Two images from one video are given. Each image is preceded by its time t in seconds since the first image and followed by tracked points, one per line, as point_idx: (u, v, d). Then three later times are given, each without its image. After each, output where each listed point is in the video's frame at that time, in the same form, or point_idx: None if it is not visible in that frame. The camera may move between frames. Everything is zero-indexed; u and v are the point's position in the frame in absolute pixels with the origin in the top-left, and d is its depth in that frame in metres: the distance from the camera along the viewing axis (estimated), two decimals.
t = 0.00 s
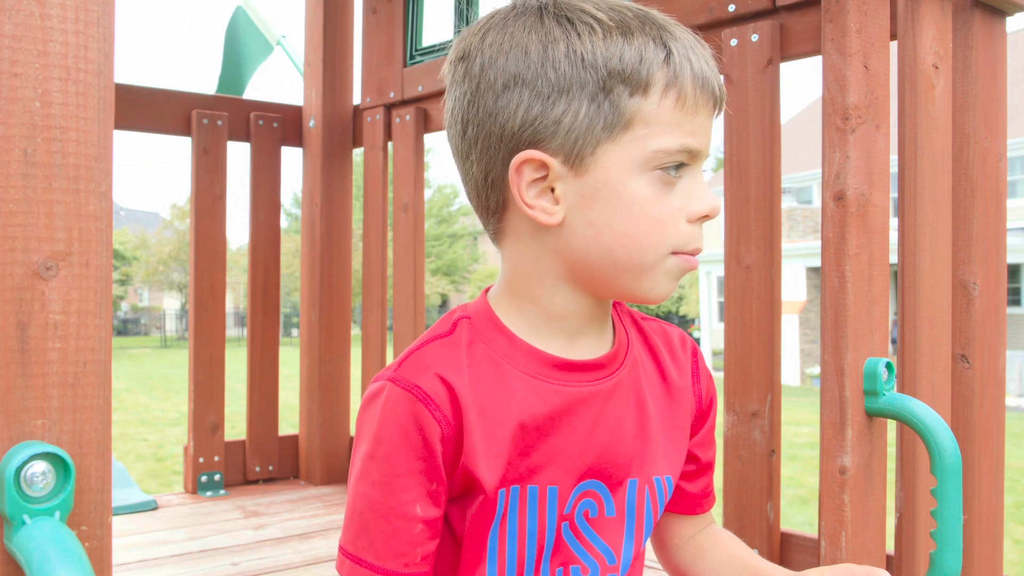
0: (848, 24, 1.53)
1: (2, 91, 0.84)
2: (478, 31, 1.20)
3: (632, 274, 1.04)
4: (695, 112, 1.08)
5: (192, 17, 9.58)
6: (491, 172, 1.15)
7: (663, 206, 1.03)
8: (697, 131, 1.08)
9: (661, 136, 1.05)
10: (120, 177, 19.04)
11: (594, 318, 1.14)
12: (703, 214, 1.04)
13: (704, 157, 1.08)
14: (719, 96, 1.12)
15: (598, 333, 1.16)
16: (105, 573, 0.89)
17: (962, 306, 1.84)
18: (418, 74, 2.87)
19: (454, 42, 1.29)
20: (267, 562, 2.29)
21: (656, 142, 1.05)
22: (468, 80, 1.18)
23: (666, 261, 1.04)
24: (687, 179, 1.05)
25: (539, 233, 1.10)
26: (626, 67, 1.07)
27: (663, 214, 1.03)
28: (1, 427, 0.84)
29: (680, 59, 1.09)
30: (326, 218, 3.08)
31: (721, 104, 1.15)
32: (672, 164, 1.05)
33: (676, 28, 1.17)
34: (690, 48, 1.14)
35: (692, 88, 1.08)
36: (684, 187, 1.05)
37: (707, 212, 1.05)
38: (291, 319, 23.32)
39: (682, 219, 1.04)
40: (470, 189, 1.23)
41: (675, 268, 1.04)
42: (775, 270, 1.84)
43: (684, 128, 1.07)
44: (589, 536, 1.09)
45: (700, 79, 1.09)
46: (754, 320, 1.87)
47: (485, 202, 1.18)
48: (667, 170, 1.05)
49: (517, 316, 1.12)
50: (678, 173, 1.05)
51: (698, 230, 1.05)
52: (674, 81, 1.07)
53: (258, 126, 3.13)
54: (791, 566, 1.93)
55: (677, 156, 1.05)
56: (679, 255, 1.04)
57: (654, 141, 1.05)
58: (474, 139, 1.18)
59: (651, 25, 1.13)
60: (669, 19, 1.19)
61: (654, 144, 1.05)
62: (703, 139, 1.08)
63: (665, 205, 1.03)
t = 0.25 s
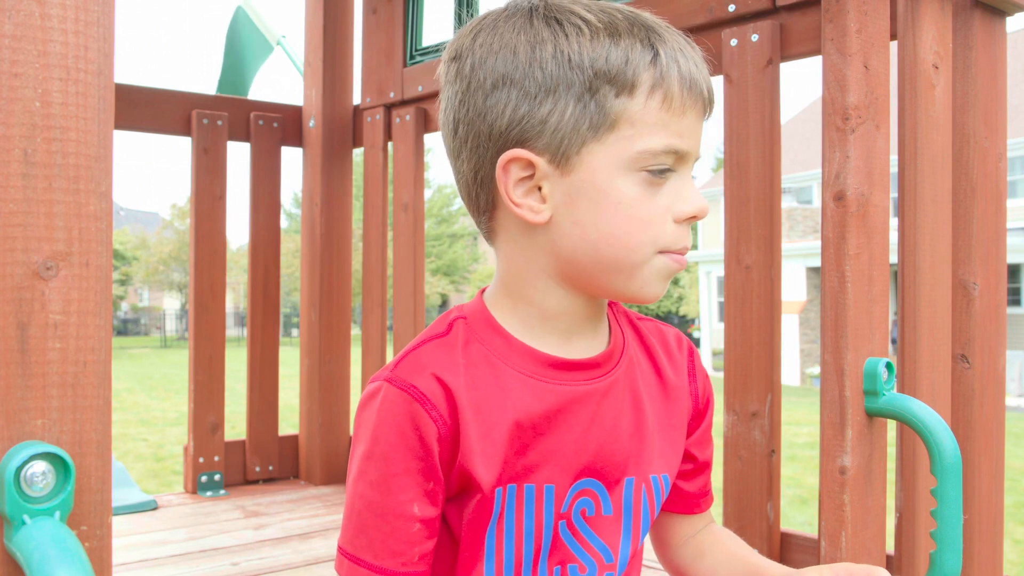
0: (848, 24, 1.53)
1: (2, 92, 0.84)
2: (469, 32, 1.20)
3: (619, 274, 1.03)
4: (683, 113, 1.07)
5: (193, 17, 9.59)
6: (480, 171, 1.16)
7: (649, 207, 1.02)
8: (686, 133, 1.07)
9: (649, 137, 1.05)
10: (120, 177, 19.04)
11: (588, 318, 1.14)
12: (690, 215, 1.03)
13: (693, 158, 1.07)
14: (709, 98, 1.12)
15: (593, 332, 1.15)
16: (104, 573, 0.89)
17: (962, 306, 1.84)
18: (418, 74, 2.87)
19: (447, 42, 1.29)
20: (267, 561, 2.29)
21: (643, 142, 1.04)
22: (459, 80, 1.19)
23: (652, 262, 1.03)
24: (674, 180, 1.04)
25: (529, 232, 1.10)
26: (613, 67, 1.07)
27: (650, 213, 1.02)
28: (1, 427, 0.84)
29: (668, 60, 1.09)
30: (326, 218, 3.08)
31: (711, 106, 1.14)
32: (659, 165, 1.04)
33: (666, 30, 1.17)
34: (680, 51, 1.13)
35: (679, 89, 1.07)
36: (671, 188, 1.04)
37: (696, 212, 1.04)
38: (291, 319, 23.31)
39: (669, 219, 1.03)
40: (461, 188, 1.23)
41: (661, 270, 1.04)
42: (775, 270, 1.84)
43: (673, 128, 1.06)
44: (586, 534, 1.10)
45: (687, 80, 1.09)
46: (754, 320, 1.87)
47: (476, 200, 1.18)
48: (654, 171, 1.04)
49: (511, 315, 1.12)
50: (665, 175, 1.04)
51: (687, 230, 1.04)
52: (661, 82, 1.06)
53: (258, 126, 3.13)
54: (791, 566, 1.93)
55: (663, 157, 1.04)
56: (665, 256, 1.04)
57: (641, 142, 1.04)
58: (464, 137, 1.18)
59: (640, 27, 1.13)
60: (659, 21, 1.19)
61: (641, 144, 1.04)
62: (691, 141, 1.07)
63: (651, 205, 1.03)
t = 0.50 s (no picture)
0: (848, 24, 1.53)
1: (2, 92, 0.84)
2: (461, 31, 1.21)
3: (606, 268, 1.03)
4: (670, 109, 1.07)
5: (193, 17, 9.59)
6: (471, 167, 1.17)
7: (636, 202, 1.02)
8: (675, 129, 1.06)
9: (636, 133, 1.04)
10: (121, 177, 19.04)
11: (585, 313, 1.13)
12: (679, 210, 1.02)
13: (682, 155, 1.06)
14: (698, 94, 1.11)
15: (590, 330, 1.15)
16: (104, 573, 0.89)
17: (962, 306, 1.84)
18: (418, 74, 2.87)
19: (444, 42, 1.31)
20: (267, 562, 2.29)
21: (629, 137, 1.04)
22: (451, 79, 1.20)
23: (640, 258, 1.02)
24: (662, 177, 1.03)
25: (518, 227, 1.10)
26: (597, 63, 1.07)
27: (637, 208, 1.02)
28: (1, 427, 0.84)
29: (654, 56, 1.08)
30: (326, 218, 3.08)
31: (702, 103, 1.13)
32: (647, 161, 1.03)
33: (656, 27, 1.16)
34: (668, 48, 1.13)
35: (665, 85, 1.07)
36: (659, 184, 1.03)
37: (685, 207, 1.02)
38: (291, 319, 23.31)
39: (657, 214, 1.02)
40: (455, 185, 1.24)
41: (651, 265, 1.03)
42: (775, 270, 1.84)
43: (660, 124, 1.05)
44: (585, 532, 1.10)
45: (674, 76, 1.08)
46: (754, 319, 1.87)
47: (468, 196, 1.19)
48: (641, 167, 1.03)
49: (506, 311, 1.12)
50: (652, 170, 1.04)
51: (676, 226, 1.03)
52: (645, 77, 1.06)
53: (258, 126, 3.13)
54: (791, 566, 1.93)
55: (649, 153, 1.04)
56: (653, 251, 1.03)
57: (627, 137, 1.04)
58: (455, 134, 1.19)
59: (628, 25, 1.13)
60: (650, 18, 1.19)
61: (627, 140, 1.04)
62: (681, 136, 1.06)
63: (638, 200, 1.02)
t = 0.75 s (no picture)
0: (848, 24, 1.53)
1: (2, 91, 0.84)
2: (462, 30, 1.22)
3: (598, 272, 1.02)
4: (665, 112, 1.05)
5: (193, 17, 9.60)
6: (468, 165, 1.17)
7: (628, 207, 1.01)
8: (670, 134, 1.04)
9: (629, 136, 1.03)
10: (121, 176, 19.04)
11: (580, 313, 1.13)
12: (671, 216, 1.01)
13: (677, 160, 1.04)
14: (696, 99, 1.09)
15: (588, 331, 1.15)
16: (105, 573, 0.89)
17: (962, 306, 1.84)
18: (419, 74, 2.87)
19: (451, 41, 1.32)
20: (267, 562, 2.29)
21: (621, 140, 1.03)
22: (452, 77, 1.21)
23: (630, 263, 1.01)
24: (656, 181, 1.02)
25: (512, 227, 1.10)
26: (591, 65, 1.06)
27: (629, 213, 1.01)
28: (1, 427, 0.84)
29: (650, 60, 1.07)
30: (326, 218, 3.08)
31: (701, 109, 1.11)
32: (639, 166, 1.02)
33: (657, 32, 1.15)
34: (668, 52, 1.11)
35: (660, 88, 1.05)
36: (652, 190, 1.02)
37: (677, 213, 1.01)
38: (291, 319, 23.29)
39: (649, 219, 1.01)
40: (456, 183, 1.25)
41: (644, 270, 1.02)
42: (775, 270, 1.84)
43: (653, 128, 1.04)
44: (584, 532, 1.10)
45: (670, 79, 1.07)
46: (754, 318, 1.87)
47: (466, 194, 1.20)
48: (633, 172, 1.02)
49: (506, 312, 1.12)
50: (646, 174, 1.02)
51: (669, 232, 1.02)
52: (639, 79, 1.05)
53: (258, 126, 3.13)
54: (791, 566, 1.93)
55: (643, 157, 1.02)
56: (643, 256, 1.02)
57: (619, 139, 1.03)
58: (455, 133, 1.20)
59: (628, 28, 1.12)
60: (652, 21, 1.17)
61: (619, 143, 1.03)
62: (676, 141, 1.04)
63: (630, 205, 1.01)
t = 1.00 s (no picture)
0: (848, 24, 1.53)
1: (2, 91, 0.84)
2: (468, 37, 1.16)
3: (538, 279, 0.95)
4: (597, 112, 0.92)
5: (193, 18, 9.61)
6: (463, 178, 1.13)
7: (559, 209, 0.91)
8: (601, 133, 0.92)
9: (554, 138, 0.93)
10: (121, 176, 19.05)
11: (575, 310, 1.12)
12: (607, 219, 0.90)
13: (617, 159, 0.92)
14: (637, 90, 0.93)
15: (586, 331, 1.14)
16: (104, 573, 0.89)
17: (962, 306, 1.84)
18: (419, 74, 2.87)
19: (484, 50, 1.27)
20: (267, 562, 2.29)
21: (544, 146, 0.93)
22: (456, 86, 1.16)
23: (567, 268, 0.92)
24: (590, 182, 0.91)
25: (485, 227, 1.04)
26: (511, 67, 0.96)
27: (561, 214, 0.91)
28: (1, 427, 0.84)
29: (571, 57, 0.94)
30: (326, 218, 3.08)
31: (659, 97, 0.95)
32: (572, 165, 0.92)
33: (608, 16, 1.00)
34: (607, 41, 0.97)
35: (581, 87, 0.93)
36: (587, 192, 0.91)
37: (617, 215, 0.91)
38: (291, 319, 23.28)
39: (582, 221, 0.91)
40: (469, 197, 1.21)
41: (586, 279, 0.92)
42: (776, 270, 1.84)
43: (578, 129, 0.92)
44: (585, 534, 1.10)
45: (597, 76, 0.93)
46: (754, 318, 1.87)
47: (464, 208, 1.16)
48: (566, 171, 0.92)
49: (511, 308, 1.11)
50: (580, 176, 0.92)
51: (611, 236, 0.91)
52: (556, 82, 0.93)
53: (258, 126, 3.13)
54: (791, 566, 1.93)
55: (573, 157, 0.92)
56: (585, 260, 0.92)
57: (543, 145, 0.93)
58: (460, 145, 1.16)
59: (567, 15, 0.99)
60: (634, 14, 1.01)
61: (543, 148, 0.93)
62: (613, 141, 0.92)
63: (560, 207, 0.91)
